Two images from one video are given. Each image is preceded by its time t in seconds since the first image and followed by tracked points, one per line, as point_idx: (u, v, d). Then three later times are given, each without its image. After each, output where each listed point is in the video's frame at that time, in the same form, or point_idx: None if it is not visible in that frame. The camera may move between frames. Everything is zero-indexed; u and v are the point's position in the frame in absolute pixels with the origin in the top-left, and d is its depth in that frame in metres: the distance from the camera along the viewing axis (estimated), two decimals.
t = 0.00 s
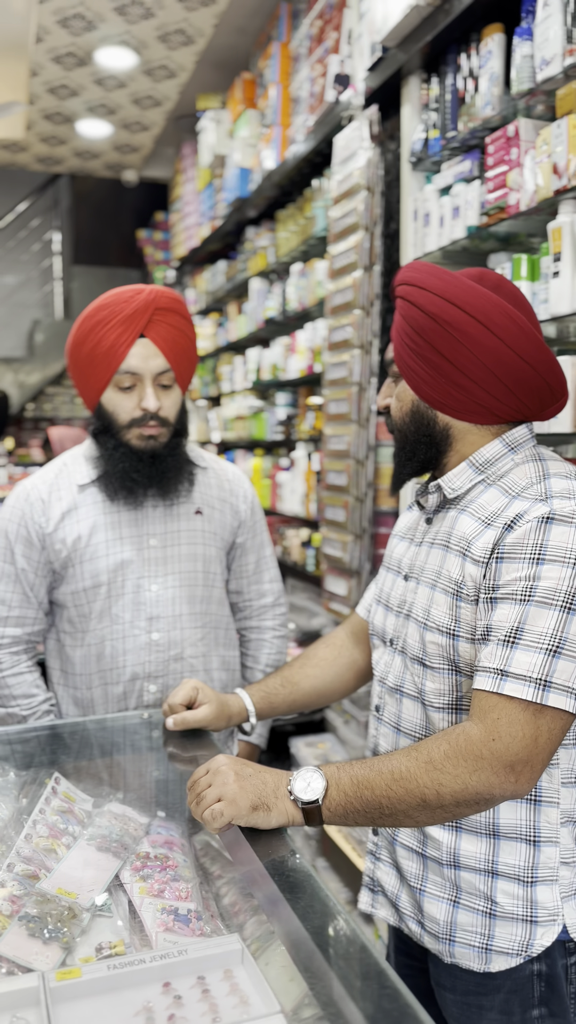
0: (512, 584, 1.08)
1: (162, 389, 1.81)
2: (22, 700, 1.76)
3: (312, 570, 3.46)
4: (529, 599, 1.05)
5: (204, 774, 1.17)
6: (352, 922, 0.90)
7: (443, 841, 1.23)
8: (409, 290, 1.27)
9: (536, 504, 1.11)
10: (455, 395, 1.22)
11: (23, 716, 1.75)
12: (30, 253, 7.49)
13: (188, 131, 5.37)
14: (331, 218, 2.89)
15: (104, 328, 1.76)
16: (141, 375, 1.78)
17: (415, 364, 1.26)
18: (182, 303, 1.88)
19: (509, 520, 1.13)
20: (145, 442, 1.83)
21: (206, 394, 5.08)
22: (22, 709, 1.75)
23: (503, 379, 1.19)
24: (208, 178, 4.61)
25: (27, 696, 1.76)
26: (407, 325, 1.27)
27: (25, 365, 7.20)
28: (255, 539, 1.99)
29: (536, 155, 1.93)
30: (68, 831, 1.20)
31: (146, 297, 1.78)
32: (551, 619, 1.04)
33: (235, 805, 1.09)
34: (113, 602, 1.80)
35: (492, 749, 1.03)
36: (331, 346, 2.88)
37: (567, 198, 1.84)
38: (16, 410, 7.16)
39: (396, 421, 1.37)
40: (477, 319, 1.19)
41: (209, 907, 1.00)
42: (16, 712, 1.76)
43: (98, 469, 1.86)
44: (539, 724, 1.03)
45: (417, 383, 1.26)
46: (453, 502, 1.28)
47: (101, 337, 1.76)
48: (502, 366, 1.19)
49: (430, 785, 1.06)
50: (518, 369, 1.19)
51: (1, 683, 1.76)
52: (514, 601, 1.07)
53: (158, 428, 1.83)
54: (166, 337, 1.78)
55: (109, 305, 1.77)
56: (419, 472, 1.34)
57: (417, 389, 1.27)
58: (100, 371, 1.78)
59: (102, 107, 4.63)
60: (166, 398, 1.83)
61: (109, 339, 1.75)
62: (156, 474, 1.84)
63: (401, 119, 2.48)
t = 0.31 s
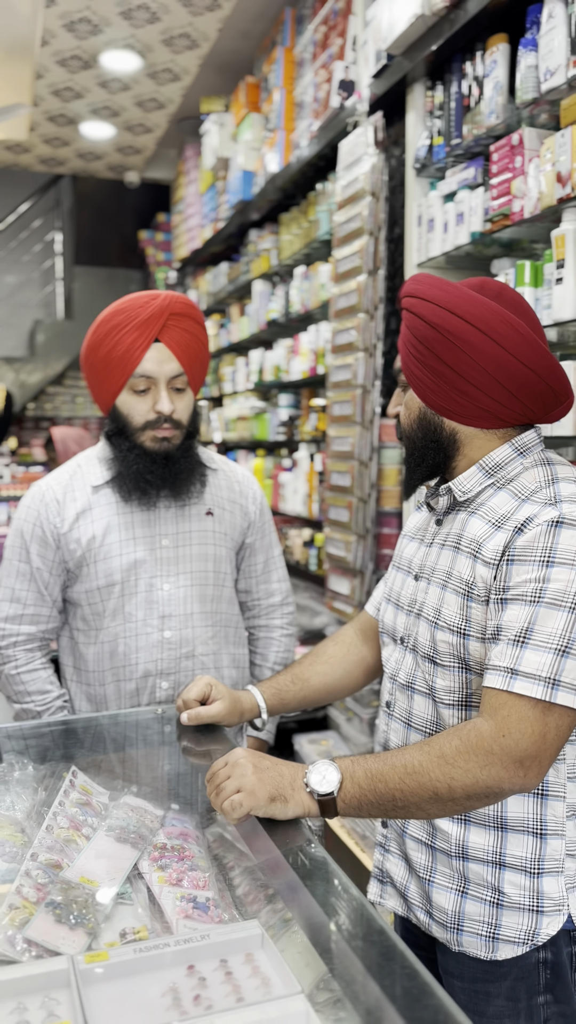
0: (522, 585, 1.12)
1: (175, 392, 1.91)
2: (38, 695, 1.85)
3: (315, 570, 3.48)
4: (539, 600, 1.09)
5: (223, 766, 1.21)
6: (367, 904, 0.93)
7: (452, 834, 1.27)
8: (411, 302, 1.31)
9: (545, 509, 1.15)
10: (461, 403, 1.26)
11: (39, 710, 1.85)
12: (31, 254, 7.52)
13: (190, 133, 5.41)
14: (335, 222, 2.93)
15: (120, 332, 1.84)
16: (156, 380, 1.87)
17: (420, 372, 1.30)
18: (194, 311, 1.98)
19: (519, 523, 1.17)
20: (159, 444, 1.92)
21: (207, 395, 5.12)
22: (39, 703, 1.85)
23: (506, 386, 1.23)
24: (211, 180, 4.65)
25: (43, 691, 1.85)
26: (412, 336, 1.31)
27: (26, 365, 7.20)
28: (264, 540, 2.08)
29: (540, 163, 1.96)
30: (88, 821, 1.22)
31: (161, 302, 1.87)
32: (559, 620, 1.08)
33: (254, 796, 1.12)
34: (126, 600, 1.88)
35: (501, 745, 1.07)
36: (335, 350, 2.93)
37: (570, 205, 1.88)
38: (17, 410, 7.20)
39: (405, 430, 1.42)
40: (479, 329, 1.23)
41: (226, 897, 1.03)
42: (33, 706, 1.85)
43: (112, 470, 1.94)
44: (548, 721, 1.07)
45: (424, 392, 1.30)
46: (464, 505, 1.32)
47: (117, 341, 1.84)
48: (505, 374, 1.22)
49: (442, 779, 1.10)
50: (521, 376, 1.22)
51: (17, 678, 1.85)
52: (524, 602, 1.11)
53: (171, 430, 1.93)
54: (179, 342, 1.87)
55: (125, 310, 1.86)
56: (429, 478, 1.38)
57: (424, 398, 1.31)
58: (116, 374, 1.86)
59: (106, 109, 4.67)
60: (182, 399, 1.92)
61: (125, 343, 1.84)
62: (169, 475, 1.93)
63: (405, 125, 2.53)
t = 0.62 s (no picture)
0: (518, 581, 1.15)
1: (179, 391, 1.94)
2: (42, 688, 1.88)
3: (313, 567, 3.52)
4: (535, 595, 1.12)
5: (226, 755, 1.24)
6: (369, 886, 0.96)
7: (449, 823, 1.30)
8: (412, 304, 1.34)
9: (541, 506, 1.18)
10: (460, 403, 1.29)
11: (43, 703, 1.87)
12: (30, 253, 7.50)
13: (189, 132, 5.43)
14: (335, 223, 2.96)
15: (126, 331, 1.88)
16: (160, 379, 1.90)
17: (420, 373, 1.33)
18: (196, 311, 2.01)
19: (516, 521, 1.20)
20: (163, 441, 1.95)
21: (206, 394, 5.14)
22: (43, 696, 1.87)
23: (504, 387, 1.26)
24: (210, 180, 4.68)
25: (47, 684, 1.88)
26: (412, 338, 1.34)
27: (25, 363, 7.20)
28: (264, 537, 2.12)
29: (537, 166, 2.00)
30: (94, 810, 1.25)
31: (166, 302, 1.90)
32: (554, 614, 1.11)
33: (257, 784, 1.15)
34: (129, 596, 1.91)
35: (498, 735, 1.10)
36: (333, 349, 2.96)
37: (567, 208, 1.91)
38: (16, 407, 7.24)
39: (404, 429, 1.45)
40: (478, 331, 1.26)
41: (228, 883, 1.06)
42: (36, 699, 1.88)
43: (115, 468, 1.98)
44: (543, 713, 1.11)
45: (423, 392, 1.33)
46: (461, 502, 1.35)
47: (122, 341, 1.88)
48: (502, 375, 1.25)
49: (440, 768, 1.13)
50: (518, 376, 1.25)
51: (21, 672, 1.88)
52: (520, 597, 1.14)
53: (176, 428, 1.96)
54: (183, 341, 1.90)
55: (130, 310, 1.89)
56: (429, 475, 1.41)
57: (424, 398, 1.34)
58: (121, 373, 1.89)
59: (106, 108, 4.69)
60: (183, 398, 1.95)
61: (130, 342, 1.87)
62: (172, 473, 1.96)
63: (404, 127, 2.56)
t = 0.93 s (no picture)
0: (515, 579, 1.17)
1: (184, 388, 1.97)
2: (42, 684, 1.89)
3: (311, 564, 3.54)
4: (532, 593, 1.14)
5: (228, 748, 1.26)
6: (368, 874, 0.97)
7: (446, 816, 1.32)
8: (409, 305, 1.35)
9: (538, 505, 1.20)
10: (457, 404, 1.31)
11: (43, 698, 1.89)
12: (28, 250, 7.66)
13: (188, 130, 5.44)
14: (333, 222, 2.97)
15: (132, 328, 1.89)
16: (167, 375, 1.93)
17: (417, 374, 1.35)
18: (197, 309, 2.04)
19: (513, 520, 1.22)
20: (169, 437, 1.98)
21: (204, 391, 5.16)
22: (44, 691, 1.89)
23: (502, 388, 1.28)
24: (208, 178, 4.70)
25: (48, 679, 1.90)
26: (409, 339, 1.35)
27: (22, 359, 7.24)
28: (263, 534, 2.13)
29: (535, 168, 2.02)
30: (96, 803, 1.26)
31: (170, 300, 1.93)
32: (550, 612, 1.14)
33: (258, 777, 1.17)
34: (130, 592, 1.93)
35: (494, 730, 1.12)
36: (332, 347, 2.97)
37: (563, 210, 1.93)
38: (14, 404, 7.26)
39: (402, 430, 1.47)
40: (476, 333, 1.28)
41: (229, 874, 1.07)
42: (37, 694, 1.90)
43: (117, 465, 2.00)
44: (539, 708, 1.13)
45: (421, 393, 1.35)
46: (459, 501, 1.37)
47: (128, 339, 1.89)
48: (499, 376, 1.27)
49: (438, 762, 1.15)
50: (515, 377, 1.27)
51: (22, 667, 1.90)
52: (517, 594, 1.16)
53: (181, 423, 1.99)
54: (187, 338, 1.93)
55: (135, 307, 1.91)
56: (427, 475, 1.43)
57: (422, 400, 1.35)
58: (126, 370, 1.91)
59: (104, 106, 4.70)
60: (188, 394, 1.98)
61: (136, 339, 1.89)
62: (173, 471, 1.97)
63: (403, 127, 2.58)
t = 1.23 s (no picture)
0: (518, 574, 1.18)
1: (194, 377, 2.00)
2: (45, 678, 1.90)
3: (310, 560, 3.55)
4: (534, 588, 1.15)
5: (232, 741, 1.26)
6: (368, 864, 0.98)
7: (448, 810, 1.33)
8: (415, 300, 1.36)
9: (540, 501, 1.21)
10: (461, 399, 1.31)
11: (46, 692, 1.90)
12: (26, 245, 7.67)
13: (187, 125, 5.43)
14: (334, 218, 2.97)
15: (143, 316, 1.91)
16: (176, 363, 1.95)
17: (422, 369, 1.35)
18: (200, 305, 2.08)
19: (516, 515, 1.23)
20: (180, 425, 1.99)
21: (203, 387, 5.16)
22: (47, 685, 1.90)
23: (505, 383, 1.28)
24: (208, 173, 4.70)
25: (51, 673, 1.90)
26: (414, 334, 1.35)
27: (21, 355, 7.23)
28: (264, 528, 2.14)
29: (536, 163, 2.02)
30: (99, 796, 1.26)
31: (180, 292, 1.96)
32: (554, 606, 1.14)
33: (262, 770, 1.18)
34: (133, 586, 1.94)
35: (497, 724, 1.13)
36: (332, 343, 2.97)
37: (565, 206, 1.93)
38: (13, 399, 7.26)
39: (405, 425, 1.47)
40: (481, 328, 1.28)
41: (232, 866, 1.08)
42: (40, 688, 1.90)
43: (119, 459, 2.00)
44: (541, 702, 1.13)
45: (425, 388, 1.35)
46: (462, 497, 1.37)
47: (139, 328, 1.91)
48: (502, 371, 1.28)
49: (441, 756, 1.15)
50: (519, 372, 1.28)
51: (25, 661, 1.91)
52: (520, 589, 1.16)
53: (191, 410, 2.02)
54: (196, 330, 1.97)
55: (146, 298, 1.93)
56: (429, 469, 1.43)
57: (426, 395, 1.36)
58: (136, 357, 1.92)
59: (104, 101, 4.69)
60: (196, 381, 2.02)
61: (148, 327, 1.91)
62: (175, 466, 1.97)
63: (403, 122, 2.58)
